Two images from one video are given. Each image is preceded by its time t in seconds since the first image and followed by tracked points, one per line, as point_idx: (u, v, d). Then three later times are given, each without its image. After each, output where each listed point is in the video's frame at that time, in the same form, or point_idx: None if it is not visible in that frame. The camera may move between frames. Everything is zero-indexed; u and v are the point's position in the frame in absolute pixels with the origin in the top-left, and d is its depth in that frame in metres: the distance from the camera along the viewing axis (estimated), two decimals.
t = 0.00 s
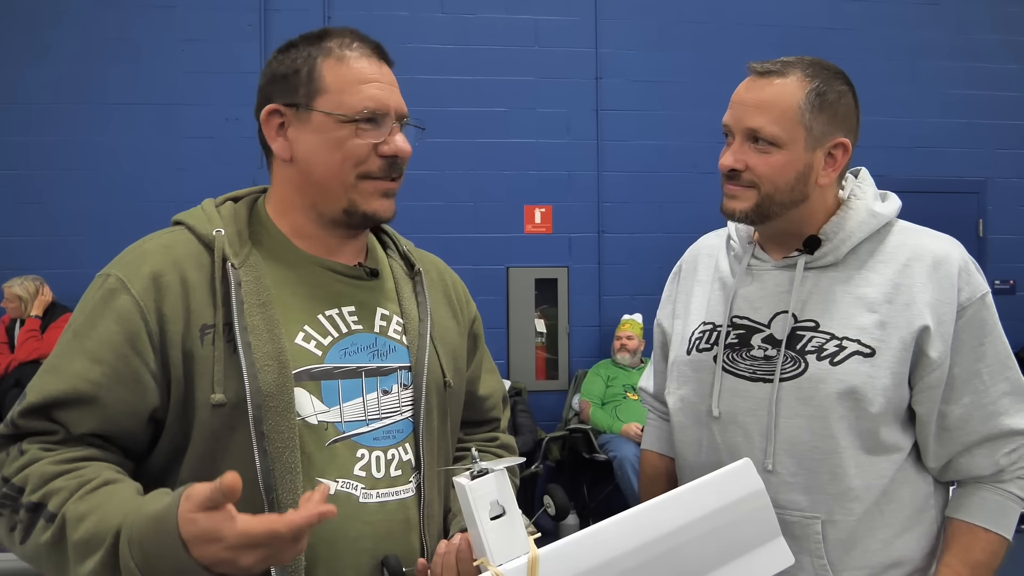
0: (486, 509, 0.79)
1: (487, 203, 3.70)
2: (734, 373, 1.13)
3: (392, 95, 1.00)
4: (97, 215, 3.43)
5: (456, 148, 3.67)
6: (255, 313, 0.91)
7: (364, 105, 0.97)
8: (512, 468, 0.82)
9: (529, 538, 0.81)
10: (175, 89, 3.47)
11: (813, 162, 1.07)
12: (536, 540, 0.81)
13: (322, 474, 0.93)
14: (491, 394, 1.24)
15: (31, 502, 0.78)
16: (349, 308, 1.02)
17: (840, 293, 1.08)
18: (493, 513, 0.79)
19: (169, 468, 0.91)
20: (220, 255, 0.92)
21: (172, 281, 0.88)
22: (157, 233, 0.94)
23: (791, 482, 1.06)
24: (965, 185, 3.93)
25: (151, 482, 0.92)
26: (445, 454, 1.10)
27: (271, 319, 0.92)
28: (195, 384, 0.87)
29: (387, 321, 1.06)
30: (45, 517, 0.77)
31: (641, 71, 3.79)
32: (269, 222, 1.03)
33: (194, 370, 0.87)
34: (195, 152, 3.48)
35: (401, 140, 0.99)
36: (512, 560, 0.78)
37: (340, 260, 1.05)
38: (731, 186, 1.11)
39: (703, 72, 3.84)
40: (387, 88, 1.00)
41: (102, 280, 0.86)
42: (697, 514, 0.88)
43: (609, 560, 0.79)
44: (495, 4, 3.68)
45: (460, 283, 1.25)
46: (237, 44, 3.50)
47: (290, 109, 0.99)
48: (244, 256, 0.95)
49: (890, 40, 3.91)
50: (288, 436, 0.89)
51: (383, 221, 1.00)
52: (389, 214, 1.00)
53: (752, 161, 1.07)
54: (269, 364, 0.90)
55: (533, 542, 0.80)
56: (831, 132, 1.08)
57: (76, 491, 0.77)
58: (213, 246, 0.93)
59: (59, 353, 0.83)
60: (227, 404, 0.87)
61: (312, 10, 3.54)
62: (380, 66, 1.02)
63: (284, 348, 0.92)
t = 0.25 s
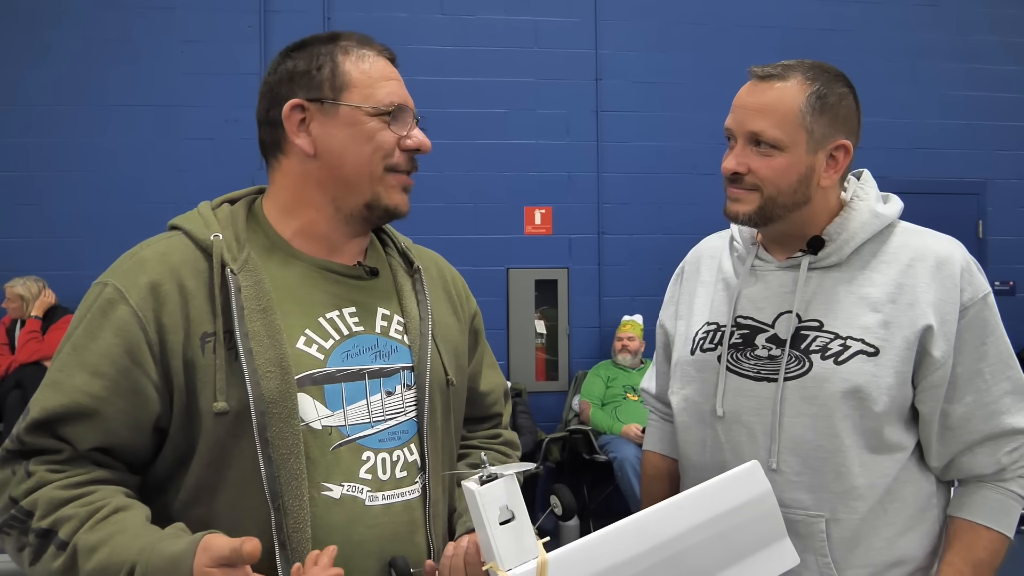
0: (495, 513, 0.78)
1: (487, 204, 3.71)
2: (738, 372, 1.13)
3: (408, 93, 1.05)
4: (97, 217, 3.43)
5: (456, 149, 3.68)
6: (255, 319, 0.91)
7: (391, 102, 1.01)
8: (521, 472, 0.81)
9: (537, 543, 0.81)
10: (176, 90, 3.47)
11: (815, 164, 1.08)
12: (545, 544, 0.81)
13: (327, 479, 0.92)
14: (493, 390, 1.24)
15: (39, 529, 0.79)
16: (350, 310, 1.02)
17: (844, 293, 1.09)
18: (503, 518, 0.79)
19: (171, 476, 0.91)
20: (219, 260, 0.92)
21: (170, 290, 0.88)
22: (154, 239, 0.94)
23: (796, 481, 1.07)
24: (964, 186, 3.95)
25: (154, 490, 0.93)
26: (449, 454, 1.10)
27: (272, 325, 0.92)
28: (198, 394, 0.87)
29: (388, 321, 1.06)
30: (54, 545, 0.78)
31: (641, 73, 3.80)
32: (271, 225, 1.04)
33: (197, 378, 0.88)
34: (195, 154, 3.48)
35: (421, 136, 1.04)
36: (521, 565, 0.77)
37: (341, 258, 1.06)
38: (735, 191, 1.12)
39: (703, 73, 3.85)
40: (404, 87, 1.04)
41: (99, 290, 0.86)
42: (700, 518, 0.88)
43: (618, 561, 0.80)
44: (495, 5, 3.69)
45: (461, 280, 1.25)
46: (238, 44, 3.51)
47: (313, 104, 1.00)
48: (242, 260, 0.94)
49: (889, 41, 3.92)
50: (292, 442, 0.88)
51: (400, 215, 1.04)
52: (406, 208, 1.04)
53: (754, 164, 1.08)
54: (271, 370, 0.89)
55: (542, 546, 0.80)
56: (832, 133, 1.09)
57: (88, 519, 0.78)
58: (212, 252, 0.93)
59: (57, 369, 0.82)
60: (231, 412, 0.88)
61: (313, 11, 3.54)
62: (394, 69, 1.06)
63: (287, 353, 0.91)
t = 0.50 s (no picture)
0: (498, 508, 0.80)
1: (487, 205, 3.72)
2: (740, 372, 1.14)
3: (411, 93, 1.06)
4: (97, 217, 3.44)
5: (457, 150, 3.69)
6: (259, 320, 0.91)
7: (394, 102, 1.02)
8: (524, 468, 0.83)
9: (540, 539, 0.82)
10: (176, 90, 3.48)
11: (815, 166, 1.09)
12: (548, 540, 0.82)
13: (329, 480, 0.93)
14: (494, 390, 1.25)
15: (55, 527, 0.79)
16: (353, 310, 1.03)
17: (844, 293, 1.10)
18: (506, 514, 0.81)
19: (174, 476, 0.92)
20: (222, 261, 0.92)
21: (175, 290, 0.89)
22: (157, 239, 0.94)
23: (797, 480, 1.07)
24: (964, 188, 3.96)
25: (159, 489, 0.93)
26: (452, 453, 1.11)
27: (275, 326, 0.92)
28: (202, 394, 0.88)
29: (390, 322, 1.07)
30: (71, 543, 0.78)
31: (641, 74, 3.81)
32: (273, 225, 1.04)
33: (200, 379, 0.88)
34: (195, 154, 3.49)
35: (423, 136, 1.05)
36: (524, 560, 0.78)
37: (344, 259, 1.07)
38: (739, 198, 1.12)
39: (703, 75, 3.86)
40: (407, 87, 1.06)
41: (103, 290, 0.87)
42: (700, 518, 0.88)
43: (617, 559, 0.80)
44: (496, 6, 3.70)
45: (463, 280, 1.26)
46: (238, 44, 3.51)
47: (317, 102, 1.00)
48: (246, 260, 0.95)
49: (888, 44, 3.93)
50: (295, 444, 0.89)
51: (401, 216, 1.05)
52: (406, 209, 1.05)
53: (755, 169, 1.08)
54: (274, 371, 0.90)
55: (544, 542, 0.81)
56: (830, 136, 1.09)
57: (106, 516, 0.79)
58: (216, 252, 0.93)
59: (63, 370, 0.82)
60: (234, 413, 0.88)
61: (314, 12, 3.55)
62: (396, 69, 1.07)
63: (290, 354, 0.92)
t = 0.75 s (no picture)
0: (499, 501, 0.80)
1: (485, 204, 3.72)
2: (736, 371, 1.14)
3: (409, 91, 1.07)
4: (94, 215, 3.43)
5: (455, 149, 3.69)
6: (254, 315, 0.92)
7: (393, 99, 1.03)
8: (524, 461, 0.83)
9: (541, 532, 0.82)
10: (173, 89, 3.47)
11: (810, 166, 1.09)
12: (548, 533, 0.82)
13: (326, 475, 0.93)
14: (491, 387, 1.25)
15: (42, 518, 0.79)
16: (348, 306, 1.03)
17: (839, 291, 1.10)
18: (507, 507, 0.81)
19: (170, 472, 0.92)
20: (217, 256, 0.92)
21: (168, 285, 0.89)
22: (150, 235, 0.94)
23: (792, 477, 1.08)
24: (961, 188, 3.98)
25: (153, 484, 0.93)
26: (448, 448, 1.11)
27: (271, 321, 0.92)
28: (197, 389, 0.88)
29: (386, 317, 1.07)
30: (59, 532, 0.79)
31: (639, 74, 3.81)
32: (267, 222, 1.04)
33: (195, 374, 0.88)
34: (192, 153, 3.48)
35: (421, 133, 1.06)
36: (526, 553, 0.78)
37: (338, 255, 1.07)
38: (734, 195, 1.13)
39: (701, 75, 3.87)
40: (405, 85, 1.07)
41: (96, 286, 0.87)
42: (695, 509, 0.88)
43: (604, 558, 0.79)
44: (494, 6, 3.70)
45: (458, 278, 1.26)
46: (236, 42, 3.51)
47: (317, 95, 1.01)
48: (241, 256, 0.95)
49: (885, 44, 3.94)
50: (291, 438, 0.89)
51: (397, 211, 1.05)
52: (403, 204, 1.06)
53: (751, 166, 1.09)
54: (269, 366, 0.90)
55: (545, 534, 0.81)
56: (827, 136, 1.10)
57: (90, 503, 0.79)
58: (209, 247, 0.93)
59: (54, 364, 0.82)
60: (229, 407, 0.88)
61: (312, 11, 3.55)
62: (394, 68, 1.09)
63: (285, 349, 0.92)
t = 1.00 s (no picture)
0: (498, 493, 0.79)
1: (482, 203, 3.71)
2: (734, 370, 1.14)
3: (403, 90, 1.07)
4: (89, 214, 3.41)
5: (452, 148, 3.68)
6: (252, 311, 0.91)
7: (389, 97, 1.03)
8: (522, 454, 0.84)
9: (540, 525, 0.82)
10: (169, 87, 3.46)
11: (807, 165, 1.09)
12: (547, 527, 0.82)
13: (324, 471, 0.93)
14: (488, 385, 1.25)
15: (37, 520, 0.79)
16: (346, 303, 1.02)
17: (837, 291, 1.10)
18: (506, 499, 0.81)
19: (167, 469, 0.91)
20: (213, 253, 0.92)
21: (166, 282, 0.88)
22: (147, 233, 0.94)
23: (789, 477, 1.08)
24: (958, 187, 3.98)
25: (150, 482, 0.92)
26: (446, 444, 1.11)
27: (268, 316, 0.92)
28: (194, 385, 0.87)
29: (383, 314, 1.06)
30: (54, 534, 0.78)
31: (637, 73, 3.81)
32: (264, 220, 1.03)
33: (193, 370, 0.88)
34: (189, 152, 3.47)
35: (415, 131, 1.06)
36: (525, 545, 0.78)
37: (332, 254, 1.06)
38: (730, 192, 1.12)
39: (699, 74, 3.86)
40: (399, 84, 1.07)
41: (94, 283, 0.86)
42: (693, 502, 0.87)
43: (596, 556, 0.79)
44: (491, 5, 3.69)
45: (455, 277, 1.25)
46: (233, 41, 3.49)
47: (311, 93, 1.01)
48: (238, 253, 0.95)
49: (883, 44, 3.95)
50: (289, 434, 0.89)
51: (392, 209, 1.05)
52: (398, 202, 1.05)
53: (748, 164, 1.09)
54: (267, 362, 0.89)
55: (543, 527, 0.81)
56: (824, 136, 1.10)
57: (85, 507, 0.78)
58: (207, 244, 0.93)
59: (52, 361, 0.82)
60: (227, 403, 0.88)
61: (309, 9, 3.54)
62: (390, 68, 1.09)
63: (283, 344, 0.91)
